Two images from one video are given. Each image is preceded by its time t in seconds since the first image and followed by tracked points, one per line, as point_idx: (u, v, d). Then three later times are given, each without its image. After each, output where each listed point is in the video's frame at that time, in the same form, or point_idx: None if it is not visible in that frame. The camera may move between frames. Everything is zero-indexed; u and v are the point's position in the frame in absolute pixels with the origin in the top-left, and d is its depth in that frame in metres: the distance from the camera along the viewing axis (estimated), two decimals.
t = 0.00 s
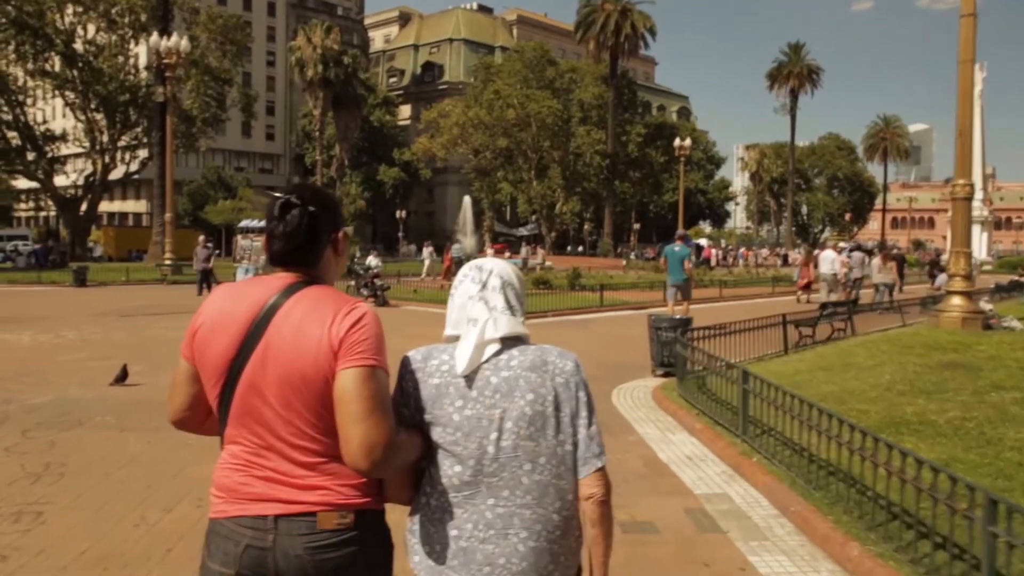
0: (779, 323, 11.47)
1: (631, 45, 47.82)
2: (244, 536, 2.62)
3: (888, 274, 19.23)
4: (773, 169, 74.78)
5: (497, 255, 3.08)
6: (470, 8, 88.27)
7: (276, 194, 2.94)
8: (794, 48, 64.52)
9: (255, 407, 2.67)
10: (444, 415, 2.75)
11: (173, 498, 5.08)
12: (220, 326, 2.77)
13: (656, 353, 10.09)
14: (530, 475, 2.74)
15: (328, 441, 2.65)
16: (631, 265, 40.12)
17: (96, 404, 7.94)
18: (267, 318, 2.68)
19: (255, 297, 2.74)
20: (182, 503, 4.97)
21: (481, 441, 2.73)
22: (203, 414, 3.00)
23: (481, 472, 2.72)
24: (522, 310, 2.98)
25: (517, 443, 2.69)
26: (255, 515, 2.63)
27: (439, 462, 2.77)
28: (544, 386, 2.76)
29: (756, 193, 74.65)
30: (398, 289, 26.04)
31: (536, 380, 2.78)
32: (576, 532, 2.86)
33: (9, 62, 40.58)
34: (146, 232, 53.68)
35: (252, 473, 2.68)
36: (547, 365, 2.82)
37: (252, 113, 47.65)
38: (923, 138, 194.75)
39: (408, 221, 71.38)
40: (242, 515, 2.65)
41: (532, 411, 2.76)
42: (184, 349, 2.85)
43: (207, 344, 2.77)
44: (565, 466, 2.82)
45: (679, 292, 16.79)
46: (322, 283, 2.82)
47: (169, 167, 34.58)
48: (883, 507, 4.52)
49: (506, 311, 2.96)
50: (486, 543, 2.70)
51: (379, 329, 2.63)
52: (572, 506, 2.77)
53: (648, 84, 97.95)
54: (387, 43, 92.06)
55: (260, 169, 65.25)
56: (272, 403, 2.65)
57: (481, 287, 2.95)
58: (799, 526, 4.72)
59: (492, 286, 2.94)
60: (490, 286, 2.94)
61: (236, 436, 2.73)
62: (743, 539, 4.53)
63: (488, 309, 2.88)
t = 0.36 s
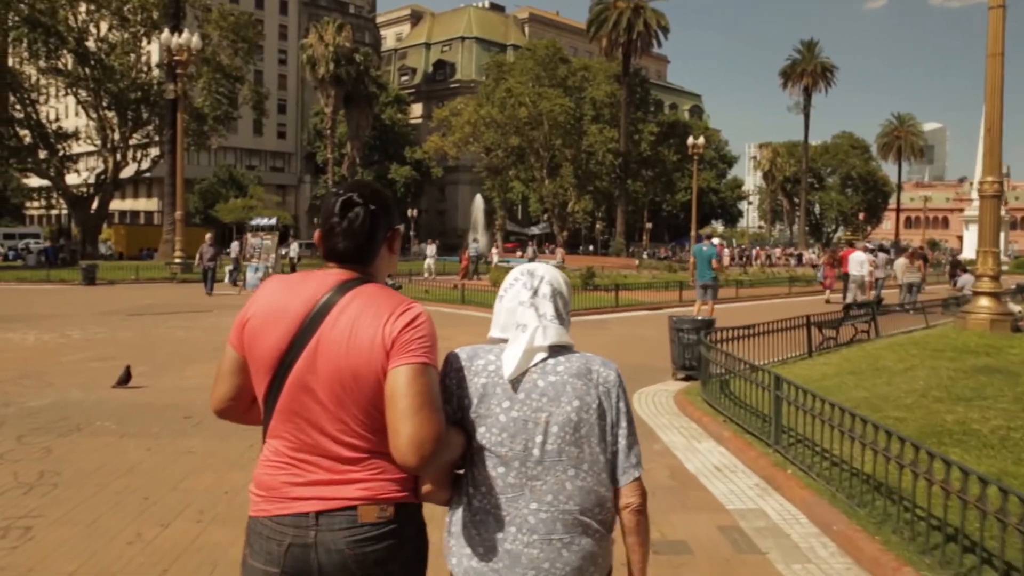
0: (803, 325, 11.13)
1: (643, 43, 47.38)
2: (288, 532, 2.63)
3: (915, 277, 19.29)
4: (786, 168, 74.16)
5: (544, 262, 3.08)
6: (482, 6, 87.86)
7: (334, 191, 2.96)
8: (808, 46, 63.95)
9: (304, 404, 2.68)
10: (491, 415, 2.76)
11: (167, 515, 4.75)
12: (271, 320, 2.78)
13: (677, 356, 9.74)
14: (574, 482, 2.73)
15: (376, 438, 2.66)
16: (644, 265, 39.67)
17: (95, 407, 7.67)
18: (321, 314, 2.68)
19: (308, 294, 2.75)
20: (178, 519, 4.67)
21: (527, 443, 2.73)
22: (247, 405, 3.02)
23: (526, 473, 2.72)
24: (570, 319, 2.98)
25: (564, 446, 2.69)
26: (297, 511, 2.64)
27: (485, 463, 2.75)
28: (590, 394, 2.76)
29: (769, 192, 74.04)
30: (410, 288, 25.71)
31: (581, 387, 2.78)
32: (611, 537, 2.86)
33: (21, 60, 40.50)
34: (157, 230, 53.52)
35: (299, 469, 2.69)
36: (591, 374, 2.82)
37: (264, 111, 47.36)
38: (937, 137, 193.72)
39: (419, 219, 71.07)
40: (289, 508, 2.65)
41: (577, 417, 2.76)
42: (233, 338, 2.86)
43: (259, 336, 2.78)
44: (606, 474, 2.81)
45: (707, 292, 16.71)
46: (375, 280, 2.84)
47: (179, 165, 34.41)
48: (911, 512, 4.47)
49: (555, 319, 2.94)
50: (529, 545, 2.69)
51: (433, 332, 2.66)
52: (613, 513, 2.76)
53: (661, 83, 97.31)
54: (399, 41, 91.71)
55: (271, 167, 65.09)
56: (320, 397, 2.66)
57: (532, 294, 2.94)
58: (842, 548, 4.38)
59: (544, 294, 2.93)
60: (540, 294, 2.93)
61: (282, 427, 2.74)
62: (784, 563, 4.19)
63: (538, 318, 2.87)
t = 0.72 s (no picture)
0: (827, 329, 10.73)
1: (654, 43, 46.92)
2: (293, 545, 2.58)
3: (941, 276, 19.07)
4: (798, 169, 73.58)
5: (564, 262, 2.93)
6: (492, 7, 87.49)
7: (341, 195, 2.84)
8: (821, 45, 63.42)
9: (311, 414, 2.60)
10: (508, 420, 2.62)
11: (157, 539, 4.43)
12: (279, 329, 2.71)
13: (698, 363, 9.35)
14: (594, 488, 2.57)
15: (385, 447, 2.57)
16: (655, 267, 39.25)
17: (91, 417, 7.37)
18: (327, 321, 2.60)
19: (314, 302, 2.67)
20: (169, 545, 4.34)
21: (545, 449, 2.58)
22: (257, 419, 2.95)
23: (542, 479, 2.57)
24: (589, 319, 2.83)
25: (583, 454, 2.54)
26: (303, 524, 2.58)
27: (499, 473, 2.63)
28: (610, 399, 2.60)
29: (781, 193, 73.48)
30: (420, 291, 25.37)
31: (602, 391, 2.62)
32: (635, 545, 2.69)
33: (31, 61, 40.36)
34: (166, 231, 53.39)
35: (304, 480, 2.61)
36: (613, 377, 2.67)
37: (273, 112, 47.10)
38: (949, 137, 192.50)
39: (429, 221, 70.77)
40: (297, 518, 2.59)
41: (598, 422, 2.60)
42: (241, 350, 2.80)
43: (265, 348, 2.71)
44: (625, 480, 2.66)
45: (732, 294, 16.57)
46: (384, 288, 2.73)
47: (188, 166, 34.15)
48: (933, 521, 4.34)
49: (573, 319, 2.81)
50: (546, 557, 2.55)
51: (441, 337, 2.54)
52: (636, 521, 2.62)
53: (672, 84, 96.80)
54: (409, 42, 91.37)
55: (281, 168, 64.95)
56: (326, 409, 2.57)
57: (549, 294, 2.79)
58: None
59: (560, 294, 2.78)
60: (557, 294, 2.79)
61: (291, 439, 2.66)
62: None
63: (556, 317, 2.73)
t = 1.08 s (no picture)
0: (850, 338, 10.41)
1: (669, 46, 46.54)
2: (278, 536, 2.65)
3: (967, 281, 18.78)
4: (813, 172, 72.96)
5: (552, 265, 3.01)
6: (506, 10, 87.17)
7: (319, 195, 2.95)
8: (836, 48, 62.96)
9: (296, 411, 2.70)
10: (501, 428, 2.73)
11: (141, 562, 4.10)
12: (263, 327, 2.81)
13: (718, 371, 9.03)
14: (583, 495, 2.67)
15: (366, 444, 2.66)
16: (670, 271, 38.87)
17: (86, 424, 7.09)
18: (309, 319, 2.71)
19: (296, 300, 2.78)
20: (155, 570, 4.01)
21: (536, 456, 2.69)
22: (250, 413, 3.05)
23: (531, 484, 2.67)
24: (579, 326, 2.92)
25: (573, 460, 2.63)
26: (290, 516, 2.65)
27: (489, 477, 2.74)
28: (603, 402, 2.71)
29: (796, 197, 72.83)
30: (432, 294, 25.07)
31: (593, 396, 2.72)
32: (629, 555, 2.76)
33: (46, 62, 40.23)
34: (179, 233, 53.24)
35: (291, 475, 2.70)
36: (606, 380, 2.77)
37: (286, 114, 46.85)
38: (965, 141, 191.28)
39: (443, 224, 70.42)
40: (284, 510, 2.66)
41: (590, 427, 2.70)
42: (228, 348, 2.91)
43: (251, 344, 2.81)
44: (619, 485, 2.76)
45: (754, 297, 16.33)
46: (363, 285, 2.83)
47: (200, 168, 33.97)
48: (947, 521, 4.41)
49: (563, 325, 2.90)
50: (534, 559, 2.64)
51: (418, 334, 2.63)
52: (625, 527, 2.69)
53: (686, 87, 96.23)
54: (423, 45, 91.14)
55: (294, 171, 64.76)
56: (310, 403, 2.68)
57: (535, 302, 2.89)
58: None
59: (547, 301, 2.87)
60: (544, 301, 2.88)
61: (279, 436, 2.76)
62: None
63: (543, 326, 2.83)
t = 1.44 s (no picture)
0: (873, 346, 10.06)
1: (681, 48, 46.18)
2: (301, 540, 2.57)
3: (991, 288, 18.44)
4: (824, 177, 72.51)
5: (585, 263, 2.89)
6: (518, 12, 87.02)
7: (344, 202, 2.87)
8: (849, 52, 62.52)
9: (318, 415, 2.63)
10: (522, 428, 2.64)
11: None
12: (286, 330, 2.74)
13: (737, 380, 8.71)
14: (607, 496, 2.58)
15: (389, 449, 2.58)
16: (680, 275, 38.49)
17: (80, 431, 6.81)
18: (334, 324, 2.64)
19: (322, 303, 2.71)
20: None
21: (557, 456, 2.59)
22: (267, 419, 2.96)
23: (556, 490, 2.58)
24: (608, 323, 2.80)
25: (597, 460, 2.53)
26: (313, 520, 2.57)
27: (511, 479, 2.65)
28: (627, 403, 2.59)
29: (806, 202, 72.29)
30: (441, 296, 24.79)
31: (619, 397, 2.61)
32: (652, 559, 2.68)
33: (57, 62, 40.14)
34: (187, 234, 53.05)
35: (313, 479, 2.62)
36: (632, 380, 2.65)
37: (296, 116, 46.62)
38: (978, 145, 190.39)
39: (452, 226, 70.17)
40: (307, 513, 2.59)
41: (612, 429, 2.59)
42: (250, 353, 2.84)
43: (273, 348, 2.74)
44: (643, 485, 2.64)
45: (777, 305, 16.10)
46: (389, 291, 2.76)
47: (208, 169, 33.74)
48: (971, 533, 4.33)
49: (591, 324, 2.79)
50: (557, 562, 2.55)
51: (442, 337, 2.57)
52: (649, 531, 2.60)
53: (697, 90, 95.80)
54: (434, 47, 90.95)
55: (304, 172, 64.60)
56: (332, 407, 2.61)
57: (564, 298, 2.80)
58: None
59: (575, 299, 2.78)
60: (572, 298, 2.79)
61: (301, 439, 2.69)
62: None
63: (571, 323, 2.74)
